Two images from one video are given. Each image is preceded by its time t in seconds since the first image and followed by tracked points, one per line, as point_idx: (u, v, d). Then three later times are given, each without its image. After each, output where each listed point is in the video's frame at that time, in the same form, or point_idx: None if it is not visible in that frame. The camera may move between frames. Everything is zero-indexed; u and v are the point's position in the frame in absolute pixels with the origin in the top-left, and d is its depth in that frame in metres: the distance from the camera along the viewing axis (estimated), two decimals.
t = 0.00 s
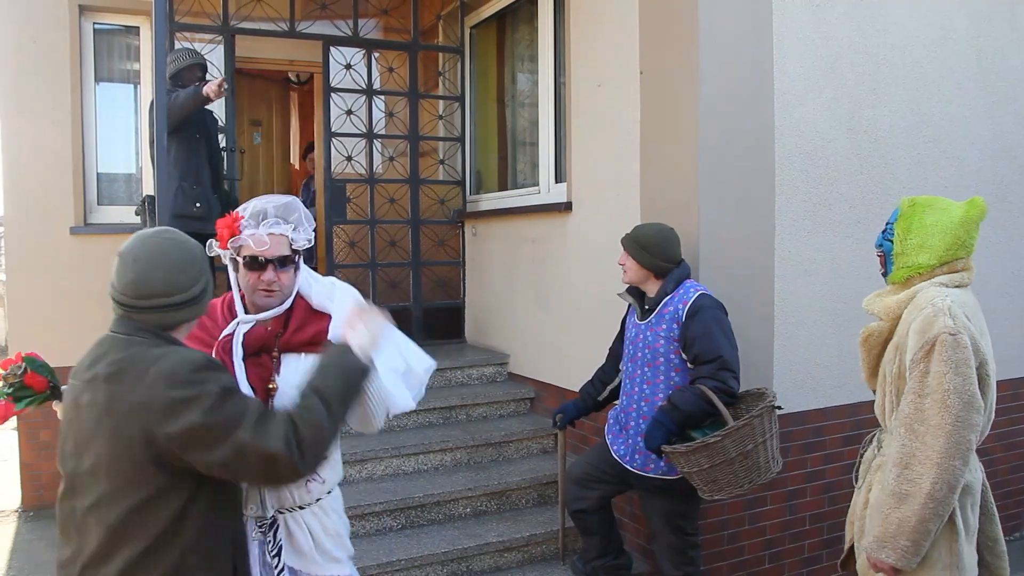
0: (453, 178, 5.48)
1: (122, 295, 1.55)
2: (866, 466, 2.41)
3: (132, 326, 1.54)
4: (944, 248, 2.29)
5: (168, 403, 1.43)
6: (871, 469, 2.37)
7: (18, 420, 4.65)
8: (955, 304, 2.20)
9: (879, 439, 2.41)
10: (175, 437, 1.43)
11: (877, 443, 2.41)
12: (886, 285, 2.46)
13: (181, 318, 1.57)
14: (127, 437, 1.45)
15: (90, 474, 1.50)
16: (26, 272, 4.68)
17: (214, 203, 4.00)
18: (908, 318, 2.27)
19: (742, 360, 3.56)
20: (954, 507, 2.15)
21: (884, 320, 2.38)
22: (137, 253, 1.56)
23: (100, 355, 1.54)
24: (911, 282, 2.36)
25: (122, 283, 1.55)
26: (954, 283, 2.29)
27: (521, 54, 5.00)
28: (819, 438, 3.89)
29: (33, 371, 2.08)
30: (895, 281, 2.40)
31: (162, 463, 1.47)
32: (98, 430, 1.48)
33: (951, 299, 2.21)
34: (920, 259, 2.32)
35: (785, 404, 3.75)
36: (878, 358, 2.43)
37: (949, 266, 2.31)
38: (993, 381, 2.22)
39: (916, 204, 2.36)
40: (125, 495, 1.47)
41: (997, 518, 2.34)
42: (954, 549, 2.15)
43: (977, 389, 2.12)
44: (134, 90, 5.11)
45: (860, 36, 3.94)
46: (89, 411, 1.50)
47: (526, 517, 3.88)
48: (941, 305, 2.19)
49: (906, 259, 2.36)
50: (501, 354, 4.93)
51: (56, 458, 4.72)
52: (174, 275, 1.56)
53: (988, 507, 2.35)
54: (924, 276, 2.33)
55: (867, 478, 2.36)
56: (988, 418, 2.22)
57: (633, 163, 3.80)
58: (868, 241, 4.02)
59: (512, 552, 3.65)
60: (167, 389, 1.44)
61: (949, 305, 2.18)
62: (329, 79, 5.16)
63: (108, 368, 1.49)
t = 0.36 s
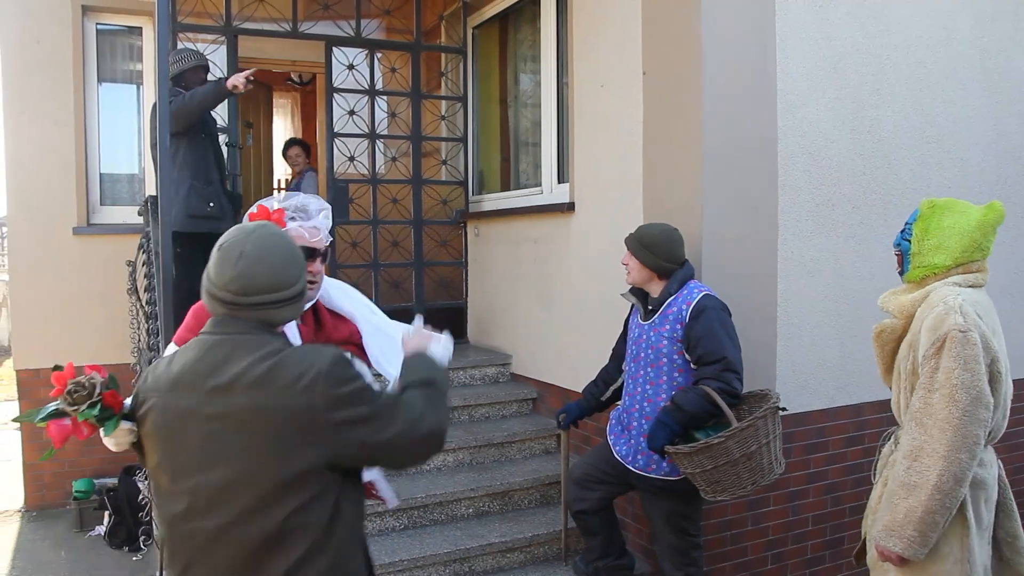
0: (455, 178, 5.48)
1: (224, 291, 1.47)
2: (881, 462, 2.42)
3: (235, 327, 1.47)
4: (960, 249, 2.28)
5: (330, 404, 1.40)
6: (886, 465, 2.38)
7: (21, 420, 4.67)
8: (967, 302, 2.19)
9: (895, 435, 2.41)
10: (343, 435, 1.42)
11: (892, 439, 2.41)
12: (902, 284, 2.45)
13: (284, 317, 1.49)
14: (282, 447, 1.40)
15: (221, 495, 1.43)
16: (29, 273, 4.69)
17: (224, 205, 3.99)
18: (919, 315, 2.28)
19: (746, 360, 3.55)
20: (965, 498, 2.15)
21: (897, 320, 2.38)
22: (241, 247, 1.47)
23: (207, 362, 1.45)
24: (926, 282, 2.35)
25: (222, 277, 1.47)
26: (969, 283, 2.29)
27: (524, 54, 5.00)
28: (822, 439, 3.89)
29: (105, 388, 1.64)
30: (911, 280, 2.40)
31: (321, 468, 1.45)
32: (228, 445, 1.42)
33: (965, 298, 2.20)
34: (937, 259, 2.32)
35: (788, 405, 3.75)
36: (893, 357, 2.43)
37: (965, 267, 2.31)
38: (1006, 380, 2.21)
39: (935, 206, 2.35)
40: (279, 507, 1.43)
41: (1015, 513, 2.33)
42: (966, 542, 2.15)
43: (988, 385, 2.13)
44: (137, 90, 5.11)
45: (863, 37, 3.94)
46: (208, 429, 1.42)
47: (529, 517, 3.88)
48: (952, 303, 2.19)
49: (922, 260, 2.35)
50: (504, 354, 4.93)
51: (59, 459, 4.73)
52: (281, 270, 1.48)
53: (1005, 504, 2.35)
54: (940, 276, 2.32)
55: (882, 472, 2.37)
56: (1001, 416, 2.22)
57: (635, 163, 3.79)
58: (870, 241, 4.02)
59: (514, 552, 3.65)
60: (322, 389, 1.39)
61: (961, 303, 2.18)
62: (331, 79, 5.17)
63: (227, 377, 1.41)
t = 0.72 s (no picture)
0: (457, 178, 5.48)
1: (291, 286, 1.56)
2: (905, 460, 2.42)
3: (300, 323, 1.56)
4: (976, 250, 2.29)
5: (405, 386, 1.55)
6: (912, 463, 2.38)
7: (24, 419, 4.68)
8: (986, 302, 2.20)
9: (917, 433, 2.42)
10: (413, 416, 1.56)
11: (916, 437, 2.41)
12: (918, 285, 2.45)
13: (343, 316, 1.59)
14: (365, 431, 1.53)
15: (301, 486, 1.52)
16: (31, 272, 4.70)
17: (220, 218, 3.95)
18: (939, 316, 2.29)
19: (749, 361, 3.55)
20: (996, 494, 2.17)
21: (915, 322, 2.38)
22: (313, 245, 1.56)
23: (278, 359, 1.52)
24: (942, 282, 2.35)
25: (291, 271, 1.56)
26: (984, 284, 2.29)
27: (526, 54, 5.00)
28: (825, 439, 3.88)
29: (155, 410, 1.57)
30: (927, 281, 2.40)
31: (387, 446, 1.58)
32: (311, 437, 1.50)
33: (983, 298, 2.21)
34: (953, 260, 2.31)
35: (790, 405, 3.74)
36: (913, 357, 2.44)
37: (980, 268, 2.31)
38: None
39: (949, 208, 2.35)
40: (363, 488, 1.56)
41: None
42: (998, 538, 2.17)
43: (1012, 381, 2.14)
44: (140, 90, 5.12)
45: (866, 37, 3.94)
46: (288, 425, 1.50)
47: (531, 517, 3.88)
48: (972, 302, 2.20)
49: (938, 261, 2.35)
50: (506, 354, 4.93)
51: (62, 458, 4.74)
52: (346, 271, 1.58)
53: None
54: (956, 276, 2.32)
55: (909, 470, 2.37)
56: None
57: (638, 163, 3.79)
58: (873, 242, 4.02)
59: (516, 552, 3.65)
60: (394, 374, 1.54)
61: (981, 303, 2.19)
62: (334, 79, 5.17)
63: (307, 372, 1.50)
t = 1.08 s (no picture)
0: (459, 178, 5.48)
1: (349, 296, 1.67)
2: (910, 457, 2.42)
3: (374, 329, 1.69)
4: (989, 249, 2.29)
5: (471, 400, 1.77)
6: (917, 460, 2.38)
7: (26, 419, 4.68)
8: (1000, 301, 2.20)
9: (924, 431, 2.42)
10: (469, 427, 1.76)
11: (922, 435, 2.41)
12: (930, 283, 2.44)
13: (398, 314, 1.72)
14: (446, 430, 1.69)
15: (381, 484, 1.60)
16: (33, 272, 4.70)
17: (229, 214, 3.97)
18: (951, 314, 2.29)
19: (751, 360, 3.55)
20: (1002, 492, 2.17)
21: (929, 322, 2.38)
22: (358, 254, 1.69)
23: (368, 366, 1.63)
24: (955, 280, 2.35)
25: (343, 282, 1.67)
26: (996, 283, 2.29)
27: (528, 54, 5.00)
28: (826, 438, 3.88)
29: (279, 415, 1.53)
30: (940, 279, 2.40)
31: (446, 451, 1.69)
32: (402, 437, 1.62)
33: (997, 297, 2.21)
34: (966, 259, 2.32)
35: (791, 405, 3.74)
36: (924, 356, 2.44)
37: (993, 267, 2.31)
38: None
39: (963, 207, 2.35)
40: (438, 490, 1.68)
41: None
42: (1001, 535, 2.18)
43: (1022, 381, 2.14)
44: (141, 90, 5.12)
45: (868, 36, 3.93)
46: (383, 425, 1.61)
47: (532, 517, 3.88)
48: (986, 302, 2.20)
49: (951, 259, 2.35)
50: (507, 354, 4.93)
51: (63, 457, 4.74)
52: (393, 272, 1.71)
53: None
54: (968, 275, 2.33)
55: (914, 467, 2.38)
56: None
57: (639, 163, 3.79)
58: (875, 241, 4.02)
59: (518, 552, 3.65)
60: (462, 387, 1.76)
61: (994, 302, 2.19)
62: (335, 78, 5.17)
63: (403, 374, 1.65)
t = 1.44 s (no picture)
0: (461, 177, 5.48)
1: (382, 278, 1.75)
2: (913, 460, 2.42)
3: (415, 305, 1.79)
4: (988, 250, 2.28)
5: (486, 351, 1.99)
6: (920, 463, 2.37)
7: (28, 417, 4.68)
8: (998, 302, 2.19)
9: (926, 434, 2.41)
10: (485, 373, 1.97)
11: (925, 438, 2.40)
12: (929, 285, 2.43)
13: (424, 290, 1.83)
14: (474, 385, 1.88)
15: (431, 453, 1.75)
16: (35, 270, 4.71)
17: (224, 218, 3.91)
18: (950, 316, 2.28)
19: (753, 360, 3.54)
20: (1005, 496, 2.16)
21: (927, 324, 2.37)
22: (385, 237, 1.78)
23: (419, 339, 1.75)
24: (954, 282, 2.34)
25: (373, 265, 1.76)
26: (997, 284, 2.28)
27: (531, 53, 5.00)
28: (829, 439, 3.88)
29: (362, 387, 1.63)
30: (939, 281, 2.39)
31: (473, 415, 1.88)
32: (454, 394, 1.81)
33: (996, 299, 2.20)
34: (964, 260, 2.31)
35: (794, 405, 3.73)
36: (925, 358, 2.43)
37: (992, 267, 2.30)
38: None
39: (960, 207, 2.35)
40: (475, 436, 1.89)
41: None
42: (1004, 541, 2.17)
43: None
44: (144, 88, 5.12)
45: (872, 36, 3.93)
46: (440, 388, 1.77)
47: (534, 516, 3.88)
48: (984, 303, 2.19)
49: (950, 260, 2.34)
50: (510, 353, 4.93)
51: (65, 455, 4.74)
52: (418, 251, 1.82)
53: None
54: (967, 276, 2.31)
55: (916, 471, 2.37)
56: None
57: (642, 162, 3.78)
58: (878, 242, 4.01)
59: (519, 551, 3.65)
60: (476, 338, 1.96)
61: (993, 303, 2.18)
62: (338, 77, 5.17)
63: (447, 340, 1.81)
